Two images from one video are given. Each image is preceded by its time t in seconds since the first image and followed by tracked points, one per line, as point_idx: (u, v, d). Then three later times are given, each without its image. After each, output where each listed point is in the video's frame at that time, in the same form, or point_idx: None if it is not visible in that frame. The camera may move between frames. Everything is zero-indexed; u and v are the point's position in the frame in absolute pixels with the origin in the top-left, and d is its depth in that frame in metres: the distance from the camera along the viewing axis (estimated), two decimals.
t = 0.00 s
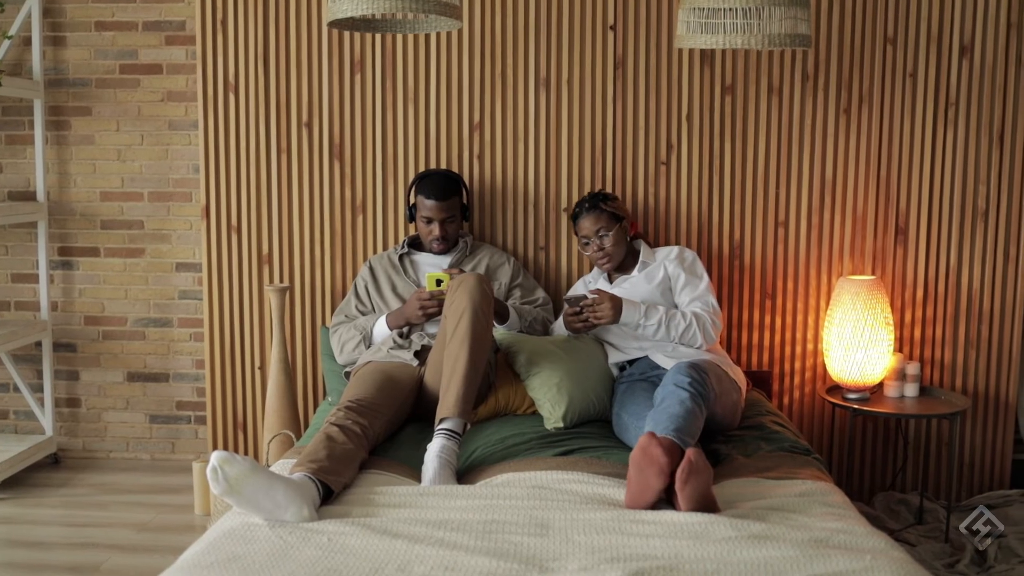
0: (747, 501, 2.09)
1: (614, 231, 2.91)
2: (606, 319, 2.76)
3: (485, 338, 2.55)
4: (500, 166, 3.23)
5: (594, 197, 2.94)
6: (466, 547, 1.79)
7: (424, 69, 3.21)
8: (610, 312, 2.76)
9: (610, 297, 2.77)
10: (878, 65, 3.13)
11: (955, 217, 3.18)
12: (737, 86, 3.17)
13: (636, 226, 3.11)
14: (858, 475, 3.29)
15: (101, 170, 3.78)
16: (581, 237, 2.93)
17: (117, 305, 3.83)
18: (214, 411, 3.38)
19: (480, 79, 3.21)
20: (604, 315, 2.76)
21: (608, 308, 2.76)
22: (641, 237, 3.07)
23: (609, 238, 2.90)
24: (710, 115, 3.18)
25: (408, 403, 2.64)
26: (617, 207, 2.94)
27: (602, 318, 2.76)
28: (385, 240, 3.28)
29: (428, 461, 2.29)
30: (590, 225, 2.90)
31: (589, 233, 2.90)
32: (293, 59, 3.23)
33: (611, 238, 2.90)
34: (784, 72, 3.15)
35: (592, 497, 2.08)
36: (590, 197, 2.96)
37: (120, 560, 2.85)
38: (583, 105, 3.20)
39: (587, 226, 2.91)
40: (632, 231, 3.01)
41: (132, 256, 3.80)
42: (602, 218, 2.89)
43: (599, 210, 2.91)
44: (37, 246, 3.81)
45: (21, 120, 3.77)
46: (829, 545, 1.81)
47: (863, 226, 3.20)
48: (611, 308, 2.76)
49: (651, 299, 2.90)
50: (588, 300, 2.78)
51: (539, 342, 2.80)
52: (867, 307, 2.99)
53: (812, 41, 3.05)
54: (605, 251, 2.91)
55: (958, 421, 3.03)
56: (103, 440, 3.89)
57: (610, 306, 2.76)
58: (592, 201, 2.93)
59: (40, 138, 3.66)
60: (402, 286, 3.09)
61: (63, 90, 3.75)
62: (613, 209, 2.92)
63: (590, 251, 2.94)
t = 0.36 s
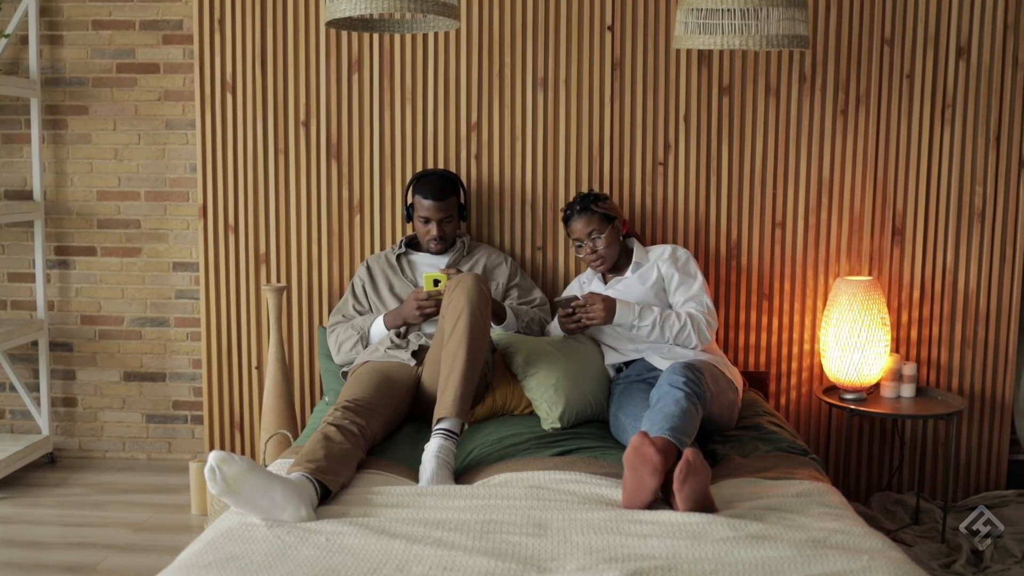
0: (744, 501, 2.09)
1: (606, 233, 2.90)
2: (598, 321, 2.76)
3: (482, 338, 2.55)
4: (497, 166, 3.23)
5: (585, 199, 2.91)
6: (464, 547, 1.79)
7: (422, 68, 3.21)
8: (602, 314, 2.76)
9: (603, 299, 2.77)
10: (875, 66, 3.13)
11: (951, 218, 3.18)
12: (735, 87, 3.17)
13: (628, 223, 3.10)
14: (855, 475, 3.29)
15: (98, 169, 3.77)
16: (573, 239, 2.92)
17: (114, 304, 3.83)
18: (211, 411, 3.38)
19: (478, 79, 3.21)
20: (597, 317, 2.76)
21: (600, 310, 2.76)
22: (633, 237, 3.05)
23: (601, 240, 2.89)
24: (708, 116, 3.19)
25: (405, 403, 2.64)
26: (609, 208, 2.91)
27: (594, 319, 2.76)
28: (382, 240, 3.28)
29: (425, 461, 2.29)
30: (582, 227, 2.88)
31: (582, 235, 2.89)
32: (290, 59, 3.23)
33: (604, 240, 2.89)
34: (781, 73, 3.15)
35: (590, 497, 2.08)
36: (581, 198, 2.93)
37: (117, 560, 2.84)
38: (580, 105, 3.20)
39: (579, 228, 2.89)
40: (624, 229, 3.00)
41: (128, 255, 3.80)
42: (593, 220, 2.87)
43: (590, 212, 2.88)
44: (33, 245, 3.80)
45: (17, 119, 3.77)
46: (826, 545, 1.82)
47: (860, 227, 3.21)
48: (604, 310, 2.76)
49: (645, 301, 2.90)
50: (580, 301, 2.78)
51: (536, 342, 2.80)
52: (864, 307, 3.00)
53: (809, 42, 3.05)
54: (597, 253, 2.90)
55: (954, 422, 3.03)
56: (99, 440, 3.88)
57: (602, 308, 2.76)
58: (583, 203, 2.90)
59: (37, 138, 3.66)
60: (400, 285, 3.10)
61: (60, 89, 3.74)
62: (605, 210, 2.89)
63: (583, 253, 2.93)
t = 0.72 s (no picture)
0: (743, 501, 2.09)
1: (599, 233, 2.88)
2: (593, 321, 2.76)
3: (482, 338, 2.55)
4: (495, 167, 3.23)
5: (578, 199, 2.90)
6: (464, 547, 1.79)
7: (419, 69, 3.21)
8: (597, 316, 2.75)
9: (597, 301, 2.77)
10: (873, 66, 3.14)
11: (949, 217, 3.19)
12: (733, 87, 3.17)
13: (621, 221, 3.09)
14: (854, 474, 3.30)
15: (96, 169, 3.77)
16: (567, 240, 2.92)
17: (112, 305, 3.82)
18: (209, 412, 3.38)
19: (476, 79, 3.21)
20: (592, 318, 2.75)
21: (595, 312, 2.75)
22: (627, 234, 3.04)
23: (595, 241, 2.88)
24: (706, 116, 3.19)
25: (404, 403, 2.64)
26: (601, 207, 2.90)
27: (589, 320, 2.76)
28: (381, 240, 3.28)
29: (425, 461, 2.28)
30: (575, 228, 2.88)
31: (575, 236, 2.88)
32: (289, 59, 3.22)
33: (597, 240, 2.88)
34: (779, 73, 3.16)
35: (589, 497, 2.08)
36: (575, 198, 2.91)
37: (115, 561, 2.84)
38: (579, 105, 3.20)
39: (572, 229, 2.88)
40: (617, 229, 2.99)
41: (126, 256, 3.79)
42: (587, 220, 2.86)
43: (583, 212, 2.87)
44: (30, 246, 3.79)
45: (15, 120, 3.76)
46: (826, 545, 1.82)
47: (858, 226, 3.21)
48: (598, 312, 2.75)
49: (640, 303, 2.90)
50: (574, 303, 2.79)
51: (534, 343, 2.80)
52: (862, 307, 3.00)
53: (808, 41, 3.06)
54: (591, 254, 2.89)
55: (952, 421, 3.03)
56: (97, 441, 3.88)
57: (597, 309, 2.76)
58: (576, 203, 2.89)
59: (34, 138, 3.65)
60: (398, 286, 3.10)
61: (57, 90, 3.74)
62: (597, 210, 2.88)
63: (577, 253, 2.92)
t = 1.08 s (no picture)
0: (745, 500, 2.09)
1: (596, 234, 2.88)
2: (591, 322, 2.77)
3: (482, 338, 2.55)
4: (495, 167, 3.24)
5: (573, 199, 2.90)
6: (466, 548, 1.79)
7: (419, 69, 3.21)
8: (595, 316, 2.76)
9: (595, 302, 2.77)
10: (872, 66, 3.14)
11: (948, 216, 3.19)
12: (732, 86, 3.18)
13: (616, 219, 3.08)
14: (853, 473, 3.30)
15: (94, 170, 3.76)
16: (563, 241, 2.91)
17: (110, 306, 3.82)
18: (209, 413, 3.38)
19: (475, 79, 3.21)
20: (590, 318, 2.76)
21: (593, 312, 2.76)
22: (621, 234, 3.04)
23: (591, 242, 2.88)
24: (705, 116, 3.19)
25: (405, 404, 2.64)
26: (596, 207, 2.90)
27: (588, 321, 2.77)
28: (380, 241, 3.28)
29: (426, 462, 2.28)
30: (571, 229, 2.87)
31: (571, 237, 2.88)
32: (288, 59, 3.22)
33: (593, 241, 2.87)
34: (778, 73, 3.16)
35: (590, 497, 2.08)
36: (569, 198, 2.92)
37: (115, 562, 2.84)
38: (578, 105, 3.20)
39: (568, 230, 2.88)
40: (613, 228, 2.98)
41: (125, 257, 3.79)
42: (583, 221, 2.86)
43: (579, 213, 2.87)
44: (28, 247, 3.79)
45: (13, 120, 3.76)
46: (828, 544, 1.82)
47: (857, 225, 3.22)
48: (596, 312, 2.76)
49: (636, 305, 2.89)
50: (572, 305, 2.79)
51: (534, 343, 2.80)
52: (862, 306, 3.01)
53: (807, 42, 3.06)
54: (587, 255, 2.89)
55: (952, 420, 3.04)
56: (96, 442, 3.87)
57: (595, 310, 2.76)
58: (572, 204, 2.88)
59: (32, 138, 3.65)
60: (398, 286, 3.10)
61: (55, 90, 3.73)
62: (593, 211, 2.88)
63: (573, 254, 2.92)
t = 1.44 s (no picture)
0: (746, 500, 2.09)
1: (593, 235, 2.88)
2: (591, 321, 2.77)
3: (483, 338, 2.55)
4: (495, 167, 3.24)
5: (570, 200, 2.88)
6: (469, 548, 1.79)
7: (419, 69, 3.21)
8: (595, 313, 2.77)
9: (594, 300, 2.79)
10: (871, 66, 3.15)
11: (948, 216, 3.20)
12: (732, 86, 3.18)
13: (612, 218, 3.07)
14: (853, 473, 3.30)
15: (93, 170, 3.76)
16: (561, 242, 2.90)
17: (110, 306, 3.82)
18: (209, 413, 3.38)
19: (475, 80, 3.21)
20: (590, 317, 2.77)
21: (593, 310, 2.77)
22: (619, 232, 3.03)
23: (589, 243, 2.88)
24: (705, 115, 3.19)
25: (406, 404, 2.64)
26: (594, 207, 2.89)
27: (588, 319, 2.78)
28: (381, 241, 3.28)
29: (427, 462, 2.28)
30: (568, 230, 2.86)
31: (569, 238, 2.87)
32: (287, 59, 3.22)
33: (591, 242, 2.88)
34: (778, 73, 3.16)
35: (592, 497, 2.08)
36: (566, 199, 2.89)
37: (116, 562, 2.84)
38: (578, 105, 3.20)
39: (565, 231, 2.87)
40: (610, 227, 2.97)
41: (124, 257, 3.79)
42: (580, 222, 2.86)
43: (576, 214, 2.86)
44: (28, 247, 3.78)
45: (12, 121, 3.76)
46: (831, 543, 1.82)
47: (857, 225, 3.22)
48: (596, 309, 2.77)
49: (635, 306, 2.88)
50: (572, 305, 2.81)
51: (534, 343, 2.80)
52: (862, 305, 3.01)
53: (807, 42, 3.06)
54: (586, 256, 2.89)
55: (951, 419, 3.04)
56: (95, 442, 3.87)
57: (595, 308, 2.78)
58: (569, 204, 2.87)
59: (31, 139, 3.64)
60: (399, 286, 3.10)
61: (54, 91, 3.73)
62: (591, 211, 2.87)
63: (571, 255, 2.91)
